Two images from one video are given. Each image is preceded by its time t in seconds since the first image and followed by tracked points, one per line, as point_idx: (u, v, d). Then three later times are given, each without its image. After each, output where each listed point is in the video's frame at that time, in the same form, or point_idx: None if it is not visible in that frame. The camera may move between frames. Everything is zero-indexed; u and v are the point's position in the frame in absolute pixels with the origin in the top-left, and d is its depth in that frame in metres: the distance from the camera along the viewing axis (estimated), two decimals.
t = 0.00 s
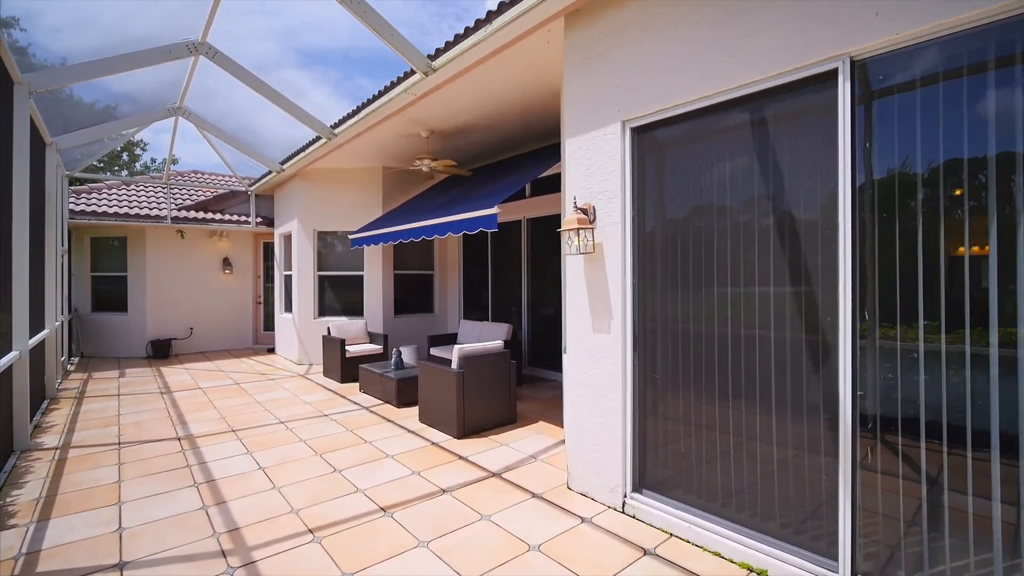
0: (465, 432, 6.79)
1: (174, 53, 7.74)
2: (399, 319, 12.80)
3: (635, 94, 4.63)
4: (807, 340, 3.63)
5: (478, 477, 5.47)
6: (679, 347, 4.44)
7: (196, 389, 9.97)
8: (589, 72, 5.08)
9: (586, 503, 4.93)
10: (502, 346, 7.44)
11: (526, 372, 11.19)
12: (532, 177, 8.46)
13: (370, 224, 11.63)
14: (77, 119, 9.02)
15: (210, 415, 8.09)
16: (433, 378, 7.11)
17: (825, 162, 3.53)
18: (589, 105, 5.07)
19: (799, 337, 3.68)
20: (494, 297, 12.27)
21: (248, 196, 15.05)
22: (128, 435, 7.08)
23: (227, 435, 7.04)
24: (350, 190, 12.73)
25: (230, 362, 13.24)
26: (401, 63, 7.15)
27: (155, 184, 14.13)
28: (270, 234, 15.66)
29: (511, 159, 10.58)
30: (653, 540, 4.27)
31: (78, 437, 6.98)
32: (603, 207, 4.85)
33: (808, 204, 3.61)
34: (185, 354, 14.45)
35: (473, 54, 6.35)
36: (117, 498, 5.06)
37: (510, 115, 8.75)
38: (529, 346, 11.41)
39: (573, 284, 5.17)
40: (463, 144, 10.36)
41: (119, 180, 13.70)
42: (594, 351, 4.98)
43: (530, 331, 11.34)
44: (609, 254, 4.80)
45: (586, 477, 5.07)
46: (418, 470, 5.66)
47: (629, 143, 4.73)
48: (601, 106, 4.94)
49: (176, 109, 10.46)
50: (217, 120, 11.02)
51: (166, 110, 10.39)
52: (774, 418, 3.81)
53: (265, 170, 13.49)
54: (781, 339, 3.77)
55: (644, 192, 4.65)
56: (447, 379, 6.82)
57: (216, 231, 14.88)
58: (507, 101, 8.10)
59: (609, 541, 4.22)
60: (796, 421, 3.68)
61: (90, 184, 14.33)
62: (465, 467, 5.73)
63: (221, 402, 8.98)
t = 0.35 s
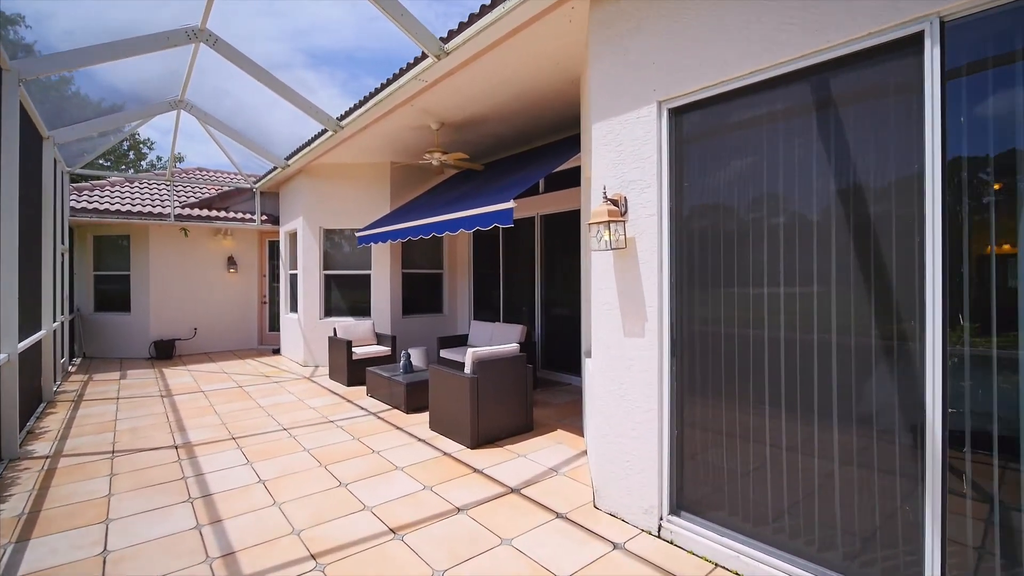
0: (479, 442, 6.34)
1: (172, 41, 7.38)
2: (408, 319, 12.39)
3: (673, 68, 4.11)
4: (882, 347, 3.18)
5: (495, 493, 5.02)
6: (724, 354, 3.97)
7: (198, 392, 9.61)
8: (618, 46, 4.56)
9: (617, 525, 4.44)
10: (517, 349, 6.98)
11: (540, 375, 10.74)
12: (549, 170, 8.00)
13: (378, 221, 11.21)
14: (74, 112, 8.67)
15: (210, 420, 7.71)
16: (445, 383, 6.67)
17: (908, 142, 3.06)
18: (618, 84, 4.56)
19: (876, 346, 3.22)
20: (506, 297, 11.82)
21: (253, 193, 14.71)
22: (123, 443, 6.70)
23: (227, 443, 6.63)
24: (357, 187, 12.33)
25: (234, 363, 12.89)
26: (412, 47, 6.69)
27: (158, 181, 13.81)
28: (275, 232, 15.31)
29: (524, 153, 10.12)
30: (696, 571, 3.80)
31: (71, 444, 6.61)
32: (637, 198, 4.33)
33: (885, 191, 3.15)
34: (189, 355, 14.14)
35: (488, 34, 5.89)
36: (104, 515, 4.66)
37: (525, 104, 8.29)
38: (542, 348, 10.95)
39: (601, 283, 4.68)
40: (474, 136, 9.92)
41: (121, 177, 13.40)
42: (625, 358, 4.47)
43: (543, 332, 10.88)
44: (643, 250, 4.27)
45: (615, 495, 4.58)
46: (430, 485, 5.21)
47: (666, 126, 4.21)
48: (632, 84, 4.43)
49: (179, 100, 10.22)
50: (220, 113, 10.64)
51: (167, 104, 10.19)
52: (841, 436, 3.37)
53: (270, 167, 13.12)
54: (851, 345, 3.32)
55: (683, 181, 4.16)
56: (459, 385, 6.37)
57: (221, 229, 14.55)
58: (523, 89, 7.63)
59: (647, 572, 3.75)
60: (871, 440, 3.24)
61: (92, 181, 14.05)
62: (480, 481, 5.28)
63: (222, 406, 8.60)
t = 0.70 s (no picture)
0: (489, 452, 5.85)
1: (162, 21, 6.91)
2: (411, 319, 11.92)
3: (716, 31, 3.58)
4: (980, 352, 2.67)
5: (510, 513, 4.52)
6: (775, 360, 3.45)
7: (192, 396, 9.15)
8: (649, 10, 4.02)
9: (648, 553, 3.91)
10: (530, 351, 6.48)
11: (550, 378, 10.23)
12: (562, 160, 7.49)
13: (380, 217, 10.72)
14: (62, 101, 8.25)
15: (202, 427, 7.24)
16: (452, 388, 6.19)
17: (1016, 107, 2.55)
18: (648, 54, 4.03)
19: (972, 352, 2.70)
20: (514, 296, 11.32)
21: (253, 190, 14.27)
22: (106, 452, 6.25)
23: (218, 453, 6.17)
24: (359, 181, 11.85)
25: (231, 364, 12.46)
26: (416, 25, 6.20)
27: (154, 176, 13.38)
28: (275, 229, 14.85)
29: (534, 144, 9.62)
30: None
31: (51, 453, 6.16)
32: (672, 181, 3.79)
33: (984, 167, 2.64)
34: (186, 356, 13.71)
35: (501, 7, 5.38)
36: (76, 538, 4.19)
37: (536, 90, 7.79)
38: (553, 350, 10.44)
39: (629, 279, 4.15)
40: (481, 127, 9.42)
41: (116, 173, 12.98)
42: (656, 365, 3.92)
43: (554, 334, 10.37)
44: (680, 241, 3.72)
45: (645, 519, 4.04)
46: (437, 502, 4.72)
47: (707, 99, 3.68)
48: (666, 52, 3.89)
49: (173, 91, 9.74)
50: (215, 103, 10.15)
51: (160, 94, 9.72)
52: (923, 458, 2.85)
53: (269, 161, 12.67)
54: (939, 350, 2.80)
55: (726, 162, 3.63)
56: (468, 390, 5.88)
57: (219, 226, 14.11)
58: (535, 72, 7.13)
59: None
60: (962, 463, 2.72)
61: (87, 176, 13.62)
62: (492, 498, 4.78)
63: (216, 411, 8.15)
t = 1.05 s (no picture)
0: (497, 468, 5.33)
1: None
2: (412, 320, 11.40)
3: None
4: None
5: (523, 542, 3.99)
6: (840, 374, 2.90)
7: (179, 402, 8.63)
8: None
9: None
10: (541, 357, 5.95)
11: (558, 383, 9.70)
12: (575, 150, 6.96)
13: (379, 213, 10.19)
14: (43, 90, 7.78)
15: (186, 438, 6.72)
16: (456, 397, 5.66)
17: None
18: (684, 15, 3.47)
19: None
20: (520, 296, 10.78)
21: (247, 185, 13.75)
22: (79, 466, 5.73)
23: (201, 467, 5.65)
24: (358, 176, 11.33)
25: (224, 367, 11.95)
26: None
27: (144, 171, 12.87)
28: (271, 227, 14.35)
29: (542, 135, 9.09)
30: None
31: (19, 468, 5.63)
32: (715, 163, 3.24)
33: None
34: (178, 358, 13.22)
35: None
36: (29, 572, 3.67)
37: (546, 75, 7.25)
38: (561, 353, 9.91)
39: (661, 276, 3.61)
40: (486, 116, 8.89)
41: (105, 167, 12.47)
42: (695, 376, 3.37)
43: (562, 336, 9.84)
44: (727, 231, 3.18)
45: (681, 553, 3.50)
46: (441, 529, 4.19)
47: (757, 66, 3.14)
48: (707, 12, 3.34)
49: (162, 78, 9.43)
50: (206, 91, 9.66)
51: (149, 82, 9.46)
52: None
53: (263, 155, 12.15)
54: None
55: (780, 140, 3.09)
56: (474, 400, 5.36)
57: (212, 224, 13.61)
58: (545, 55, 6.59)
59: None
60: None
61: (76, 172, 13.12)
62: (503, 524, 4.26)
63: (203, 419, 7.63)
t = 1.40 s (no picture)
0: (508, 485, 4.85)
1: None
2: (412, 321, 10.93)
3: None
4: None
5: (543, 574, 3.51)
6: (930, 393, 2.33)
7: (167, 408, 8.15)
8: None
9: None
10: (553, 361, 5.47)
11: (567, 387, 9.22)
12: (589, 138, 6.48)
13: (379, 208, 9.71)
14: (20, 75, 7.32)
15: (171, 447, 6.23)
16: (462, 405, 5.17)
17: None
18: None
19: None
20: (525, 295, 10.29)
21: (242, 181, 13.28)
22: (50, 480, 5.24)
23: (183, 482, 5.16)
24: (357, 170, 10.85)
25: (217, 370, 11.46)
26: None
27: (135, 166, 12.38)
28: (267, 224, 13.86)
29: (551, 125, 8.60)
30: None
31: None
32: (772, 139, 2.76)
33: None
34: (170, 359, 12.75)
35: None
36: None
37: (557, 59, 6.76)
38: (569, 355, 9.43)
39: (707, 270, 3.14)
40: (492, 104, 8.41)
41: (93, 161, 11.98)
42: (747, 387, 2.89)
43: (571, 337, 9.35)
44: (787, 218, 2.70)
45: None
46: (449, 557, 3.71)
47: (823, 20, 2.61)
48: None
49: (150, 65, 9.01)
50: (196, 76, 9.18)
51: (135, 69, 9.02)
52: None
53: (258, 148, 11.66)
54: None
55: (852, 108, 2.56)
56: (483, 410, 4.87)
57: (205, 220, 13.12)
58: (558, 34, 6.10)
59: None
60: None
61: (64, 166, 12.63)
62: (518, 551, 3.77)
63: (191, 426, 7.14)
